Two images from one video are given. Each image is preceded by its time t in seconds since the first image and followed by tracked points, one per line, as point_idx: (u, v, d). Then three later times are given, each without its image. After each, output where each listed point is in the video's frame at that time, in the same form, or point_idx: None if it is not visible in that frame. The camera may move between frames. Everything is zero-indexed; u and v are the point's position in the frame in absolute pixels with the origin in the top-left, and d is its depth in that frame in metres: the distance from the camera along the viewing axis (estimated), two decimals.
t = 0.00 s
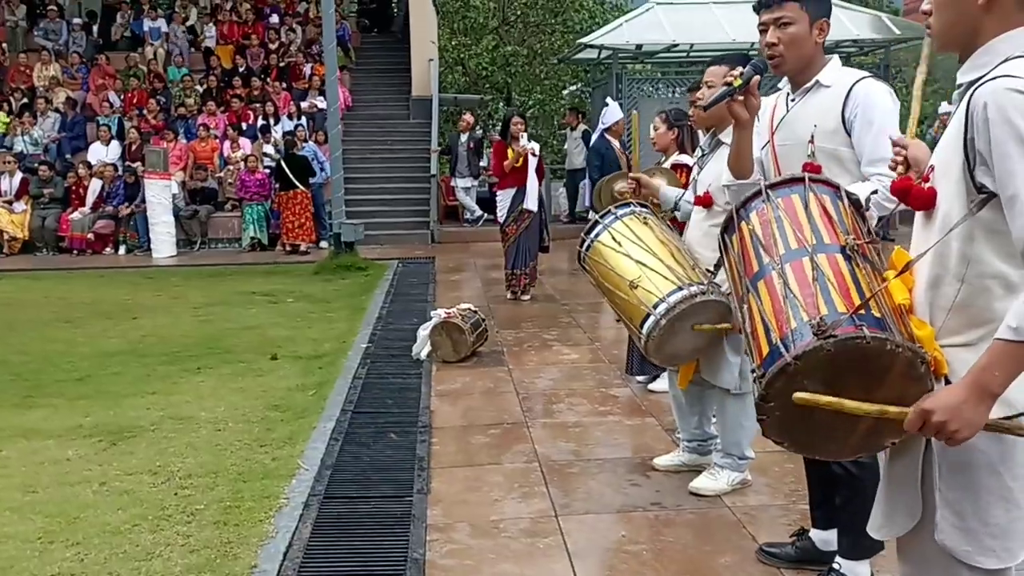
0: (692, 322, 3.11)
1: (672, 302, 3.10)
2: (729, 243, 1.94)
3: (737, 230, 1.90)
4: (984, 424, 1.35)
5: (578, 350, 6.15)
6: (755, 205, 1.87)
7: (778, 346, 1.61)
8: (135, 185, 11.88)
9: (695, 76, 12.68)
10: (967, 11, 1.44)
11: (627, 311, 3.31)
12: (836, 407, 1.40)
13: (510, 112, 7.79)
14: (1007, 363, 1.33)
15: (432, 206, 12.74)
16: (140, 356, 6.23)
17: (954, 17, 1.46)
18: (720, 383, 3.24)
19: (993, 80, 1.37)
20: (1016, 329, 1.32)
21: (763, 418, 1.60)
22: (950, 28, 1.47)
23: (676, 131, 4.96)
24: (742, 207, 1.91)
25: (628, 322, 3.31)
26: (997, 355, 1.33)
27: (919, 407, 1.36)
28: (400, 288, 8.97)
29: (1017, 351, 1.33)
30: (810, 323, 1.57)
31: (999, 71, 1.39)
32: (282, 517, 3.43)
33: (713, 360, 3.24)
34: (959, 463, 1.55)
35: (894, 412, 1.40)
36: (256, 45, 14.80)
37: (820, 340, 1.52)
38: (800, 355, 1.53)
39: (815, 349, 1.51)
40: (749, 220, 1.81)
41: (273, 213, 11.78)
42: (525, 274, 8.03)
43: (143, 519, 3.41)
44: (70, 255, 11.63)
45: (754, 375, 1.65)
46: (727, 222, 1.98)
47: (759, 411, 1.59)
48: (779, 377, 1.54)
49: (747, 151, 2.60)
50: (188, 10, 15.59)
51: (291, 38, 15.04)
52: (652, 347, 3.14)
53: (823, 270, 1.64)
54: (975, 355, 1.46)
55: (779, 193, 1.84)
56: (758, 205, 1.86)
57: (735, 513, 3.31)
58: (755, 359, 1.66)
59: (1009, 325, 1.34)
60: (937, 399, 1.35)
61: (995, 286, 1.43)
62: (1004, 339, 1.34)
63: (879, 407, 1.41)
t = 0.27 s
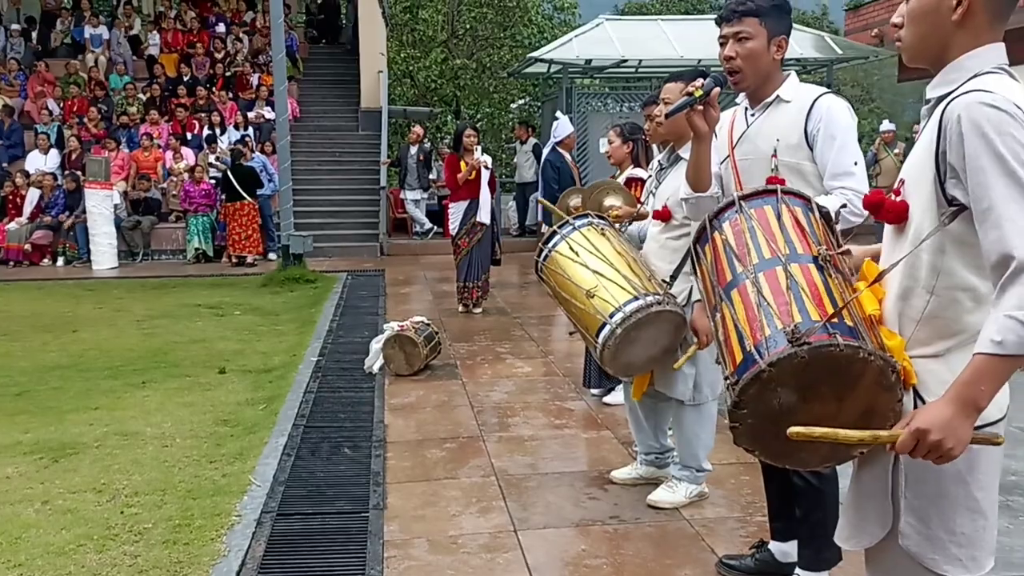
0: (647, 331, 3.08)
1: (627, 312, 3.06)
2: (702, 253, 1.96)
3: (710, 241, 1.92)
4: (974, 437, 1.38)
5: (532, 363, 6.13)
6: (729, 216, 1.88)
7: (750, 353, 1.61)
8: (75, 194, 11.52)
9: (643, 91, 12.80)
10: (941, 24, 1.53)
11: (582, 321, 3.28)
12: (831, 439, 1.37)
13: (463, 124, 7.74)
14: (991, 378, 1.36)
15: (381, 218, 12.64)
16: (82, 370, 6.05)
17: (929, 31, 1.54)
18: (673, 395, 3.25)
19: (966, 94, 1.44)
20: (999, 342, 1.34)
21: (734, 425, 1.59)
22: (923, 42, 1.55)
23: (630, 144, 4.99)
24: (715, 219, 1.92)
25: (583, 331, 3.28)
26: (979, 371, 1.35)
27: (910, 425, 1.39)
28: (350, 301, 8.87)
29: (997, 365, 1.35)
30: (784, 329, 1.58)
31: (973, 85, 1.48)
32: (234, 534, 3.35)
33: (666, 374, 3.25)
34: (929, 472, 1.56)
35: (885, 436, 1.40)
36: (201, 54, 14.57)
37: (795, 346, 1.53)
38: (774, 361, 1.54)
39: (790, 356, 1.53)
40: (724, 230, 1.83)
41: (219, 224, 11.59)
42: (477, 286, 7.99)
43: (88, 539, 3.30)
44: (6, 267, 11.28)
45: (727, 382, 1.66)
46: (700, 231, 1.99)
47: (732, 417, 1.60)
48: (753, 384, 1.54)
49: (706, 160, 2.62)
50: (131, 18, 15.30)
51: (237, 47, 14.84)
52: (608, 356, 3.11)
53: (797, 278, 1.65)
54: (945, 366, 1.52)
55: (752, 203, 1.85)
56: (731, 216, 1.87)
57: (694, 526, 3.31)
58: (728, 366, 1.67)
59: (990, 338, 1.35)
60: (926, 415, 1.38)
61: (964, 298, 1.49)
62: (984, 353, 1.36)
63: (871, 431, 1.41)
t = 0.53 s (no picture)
0: (600, 348, 3.07)
1: (581, 326, 3.05)
2: (663, 273, 1.94)
3: (672, 259, 1.90)
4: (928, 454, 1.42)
5: (484, 382, 6.09)
6: (690, 234, 1.87)
7: (714, 371, 1.59)
8: (16, 204, 11.18)
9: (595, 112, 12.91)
10: (901, 48, 1.58)
11: (533, 336, 3.23)
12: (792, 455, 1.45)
13: (416, 141, 7.70)
14: (945, 396, 1.40)
15: (332, 236, 12.54)
16: (20, 389, 5.85)
17: (889, 55, 1.60)
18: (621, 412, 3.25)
19: (925, 117, 1.50)
20: (952, 360, 1.39)
21: (697, 444, 1.58)
22: (883, 66, 1.61)
23: (584, 164, 5.02)
24: (677, 236, 1.91)
25: (536, 346, 3.23)
26: (935, 388, 1.40)
27: (864, 442, 1.43)
28: (300, 319, 8.76)
29: (952, 383, 1.40)
30: (747, 348, 1.56)
31: (931, 107, 1.54)
32: (178, 558, 3.25)
33: (615, 391, 3.26)
34: (887, 491, 1.58)
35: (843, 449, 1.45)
36: (148, 67, 14.34)
37: (758, 364, 1.52)
38: (738, 379, 1.52)
39: (753, 374, 1.51)
40: (687, 248, 1.82)
41: (165, 240, 11.39)
42: (429, 304, 7.95)
43: (25, 565, 3.18)
44: None
45: (690, 401, 1.63)
46: (661, 249, 1.97)
47: (694, 436, 1.58)
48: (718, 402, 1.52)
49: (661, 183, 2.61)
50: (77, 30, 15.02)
51: (186, 61, 14.66)
52: (560, 371, 3.09)
53: (759, 296, 1.64)
54: (903, 386, 1.58)
55: (712, 222, 1.85)
56: (693, 234, 1.86)
57: (647, 546, 3.30)
58: (691, 385, 1.64)
59: (945, 357, 1.41)
60: (880, 434, 1.42)
61: (921, 318, 1.55)
62: (941, 371, 1.41)
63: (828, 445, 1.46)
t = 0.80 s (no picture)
0: (568, 359, 3.05)
1: (552, 338, 3.03)
2: (632, 288, 1.92)
3: (641, 274, 1.88)
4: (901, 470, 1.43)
5: (448, 396, 6.05)
6: (659, 249, 1.86)
7: (691, 388, 1.58)
8: None
9: (559, 127, 12.97)
10: (870, 63, 1.60)
11: (500, 348, 3.20)
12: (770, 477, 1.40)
13: (381, 154, 7.67)
14: (920, 411, 1.41)
15: (295, 248, 12.43)
16: None
17: (858, 70, 1.61)
18: (585, 426, 3.24)
19: (898, 134, 1.52)
20: (927, 377, 1.40)
21: (674, 461, 1.57)
22: (852, 80, 1.62)
23: (550, 178, 5.03)
24: (646, 251, 1.90)
25: (502, 358, 3.20)
26: (910, 404, 1.41)
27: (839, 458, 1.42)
28: (262, 332, 8.65)
29: (928, 400, 1.41)
30: (724, 364, 1.56)
31: (901, 125, 1.56)
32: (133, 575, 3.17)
33: (578, 404, 3.24)
34: (862, 505, 1.59)
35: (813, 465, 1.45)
36: (108, 76, 14.16)
37: (736, 381, 1.51)
38: (716, 397, 1.51)
39: (731, 391, 1.50)
40: (657, 262, 1.81)
41: (123, 251, 11.19)
42: (393, 317, 7.90)
43: None
44: None
45: (666, 419, 1.62)
46: (629, 264, 1.96)
47: (672, 453, 1.57)
48: (696, 419, 1.51)
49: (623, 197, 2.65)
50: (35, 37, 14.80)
51: (147, 70, 14.50)
52: (527, 384, 3.06)
53: (734, 312, 1.63)
54: (876, 400, 1.58)
55: (682, 235, 1.84)
56: (662, 249, 1.85)
57: (612, 561, 3.29)
58: (667, 402, 1.63)
59: (919, 373, 1.41)
60: (855, 450, 1.42)
61: (892, 332, 1.56)
62: (914, 387, 1.41)
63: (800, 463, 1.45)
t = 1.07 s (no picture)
0: (549, 367, 3.05)
1: (532, 346, 3.02)
2: (610, 294, 1.91)
3: (619, 281, 1.88)
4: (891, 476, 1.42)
5: (424, 404, 6.02)
6: (637, 256, 1.86)
7: (676, 402, 1.57)
8: None
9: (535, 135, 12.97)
10: (846, 75, 1.61)
11: (480, 359, 3.17)
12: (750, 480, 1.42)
13: (359, 161, 7.65)
14: (903, 415, 1.41)
15: (269, 254, 12.35)
16: None
17: (832, 81, 1.62)
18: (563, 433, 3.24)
19: (869, 141, 1.53)
20: (911, 379, 1.40)
21: (661, 475, 1.56)
22: (827, 91, 1.63)
23: (529, 186, 5.03)
24: (623, 258, 1.89)
25: (482, 369, 3.18)
26: (896, 408, 1.41)
27: (825, 464, 1.43)
28: (235, 338, 8.57)
29: (912, 403, 1.41)
30: (710, 377, 1.55)
31: (875, 132, 1.56)
32: None
33: (559, 411, 3.25)
34: (842, 515, 1.59)
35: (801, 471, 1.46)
36: (80, 79, 14.00)
37: (724, 396, 1.50)
38: (704, 411, 1.50)
39: (720, 406, 1.49)
40: (636, 271, 1.80)
41: (93, 256, 11.04)
42: (368, 325, 7.87)
43: None
44: None
45: (651, 431, 1.61)
46: (605, 272, 1.95)
47: (658, 467, 1.56)
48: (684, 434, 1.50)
49: (599, 197, 2.59)
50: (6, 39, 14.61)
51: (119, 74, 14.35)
52: (510, 393, 3.04)
53: (716, 322, 1.63)
54: (854, 407, 1.59)
55: (659, 244, 1.84)
56: (640, 255, 1.85)
57: (589, 569, 3.27)
58: (652, 416, 1.62)
59: (902, 376, 1.42)
60: (841, 456, 1.43)
61: (869, 338, 1.57)
62: (898, 391, 1.42)
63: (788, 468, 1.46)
